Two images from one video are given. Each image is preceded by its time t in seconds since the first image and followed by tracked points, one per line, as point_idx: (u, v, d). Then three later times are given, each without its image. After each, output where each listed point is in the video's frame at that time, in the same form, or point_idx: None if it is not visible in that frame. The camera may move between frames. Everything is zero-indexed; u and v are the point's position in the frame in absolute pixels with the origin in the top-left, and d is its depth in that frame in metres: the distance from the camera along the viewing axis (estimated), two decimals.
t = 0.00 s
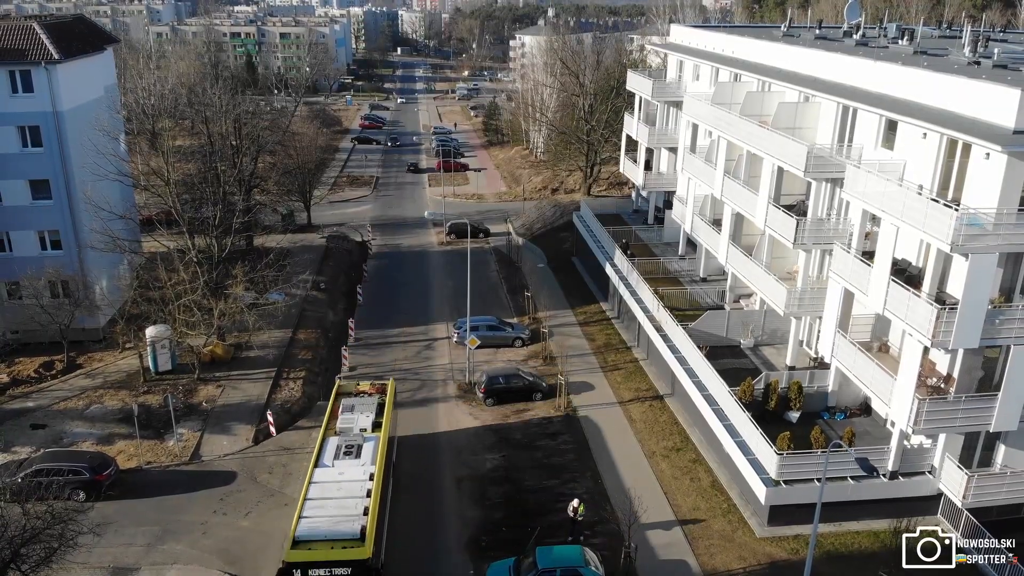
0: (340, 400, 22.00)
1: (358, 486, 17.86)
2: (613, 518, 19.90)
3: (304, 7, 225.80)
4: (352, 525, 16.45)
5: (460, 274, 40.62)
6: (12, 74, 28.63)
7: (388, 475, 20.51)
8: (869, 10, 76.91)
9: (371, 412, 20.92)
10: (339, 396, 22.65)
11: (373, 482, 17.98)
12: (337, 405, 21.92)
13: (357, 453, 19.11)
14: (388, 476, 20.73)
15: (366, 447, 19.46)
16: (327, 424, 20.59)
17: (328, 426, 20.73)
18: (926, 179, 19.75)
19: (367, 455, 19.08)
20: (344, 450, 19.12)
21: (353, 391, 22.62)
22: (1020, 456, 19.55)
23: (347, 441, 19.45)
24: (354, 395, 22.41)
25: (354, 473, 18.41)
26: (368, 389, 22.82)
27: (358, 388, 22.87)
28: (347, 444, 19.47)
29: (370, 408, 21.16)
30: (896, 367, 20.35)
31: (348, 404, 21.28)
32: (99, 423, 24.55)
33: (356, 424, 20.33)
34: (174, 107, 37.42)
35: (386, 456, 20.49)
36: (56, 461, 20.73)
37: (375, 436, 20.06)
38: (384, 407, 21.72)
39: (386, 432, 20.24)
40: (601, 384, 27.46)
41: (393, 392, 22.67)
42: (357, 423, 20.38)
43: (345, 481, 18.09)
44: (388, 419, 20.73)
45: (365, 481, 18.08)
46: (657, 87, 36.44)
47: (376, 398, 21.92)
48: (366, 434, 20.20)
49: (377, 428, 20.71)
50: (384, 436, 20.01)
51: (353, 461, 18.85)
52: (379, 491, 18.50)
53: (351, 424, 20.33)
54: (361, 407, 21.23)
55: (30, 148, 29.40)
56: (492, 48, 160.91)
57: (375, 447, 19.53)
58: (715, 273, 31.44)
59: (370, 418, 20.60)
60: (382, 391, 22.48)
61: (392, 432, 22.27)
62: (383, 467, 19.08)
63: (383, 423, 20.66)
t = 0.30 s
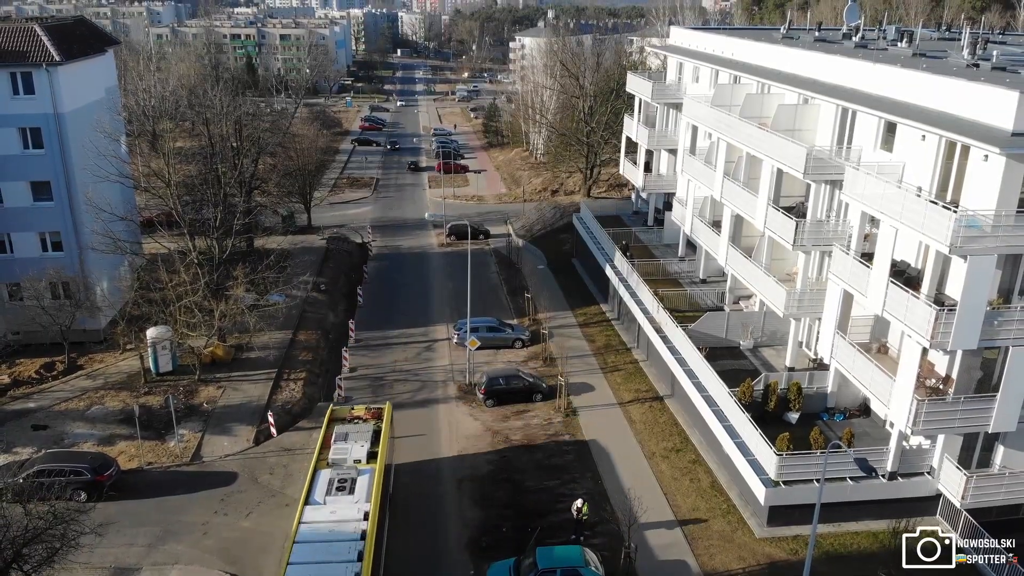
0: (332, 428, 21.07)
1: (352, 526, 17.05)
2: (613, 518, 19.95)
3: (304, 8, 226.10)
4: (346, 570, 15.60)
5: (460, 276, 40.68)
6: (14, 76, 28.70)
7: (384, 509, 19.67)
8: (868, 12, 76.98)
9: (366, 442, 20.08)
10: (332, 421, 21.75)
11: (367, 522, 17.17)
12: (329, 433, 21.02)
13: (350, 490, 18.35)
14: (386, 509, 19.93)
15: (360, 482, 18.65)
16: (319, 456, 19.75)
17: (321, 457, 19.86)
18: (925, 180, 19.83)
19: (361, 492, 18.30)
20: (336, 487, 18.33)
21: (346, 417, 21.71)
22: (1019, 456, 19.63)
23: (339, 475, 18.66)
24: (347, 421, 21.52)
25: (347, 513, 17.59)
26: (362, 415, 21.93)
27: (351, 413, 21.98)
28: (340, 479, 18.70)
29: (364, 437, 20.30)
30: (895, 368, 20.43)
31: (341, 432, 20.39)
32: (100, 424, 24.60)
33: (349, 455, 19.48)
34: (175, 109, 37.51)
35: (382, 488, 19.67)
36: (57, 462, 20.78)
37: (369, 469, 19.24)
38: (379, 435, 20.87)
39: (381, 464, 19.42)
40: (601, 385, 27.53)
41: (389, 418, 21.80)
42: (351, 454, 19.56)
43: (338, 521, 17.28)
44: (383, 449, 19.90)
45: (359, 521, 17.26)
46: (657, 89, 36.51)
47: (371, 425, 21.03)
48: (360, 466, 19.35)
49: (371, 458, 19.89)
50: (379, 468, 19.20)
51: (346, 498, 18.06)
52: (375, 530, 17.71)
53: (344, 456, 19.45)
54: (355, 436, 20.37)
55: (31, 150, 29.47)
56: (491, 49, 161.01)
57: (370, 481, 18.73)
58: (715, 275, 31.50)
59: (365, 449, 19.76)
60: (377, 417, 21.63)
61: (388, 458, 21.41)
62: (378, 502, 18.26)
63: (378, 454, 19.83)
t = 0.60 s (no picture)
0: (325, 453, 19.59)
1: (346, 564, 15.39)
2: (612, 512, 20.17)
3: (305, 7, 226.13)
4: None
5: (460, 274, 40.90)
6: (17, 76, 28.90)
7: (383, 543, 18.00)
8: (867, 12, 77.22)
9: (362, 468, 18.57)
10: (326, 445, 20.33)
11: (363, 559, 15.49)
12: (324, 459, 19.55)
13: (345, 523, 16.76)
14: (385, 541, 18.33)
15: (355, 514, 17.03)
16: (310, 484, 18.17)
17: (313, 485, 18.34)
18: (921, 179, 20.03)
19: (357, 525, 16.72)
20: (329, 520, 16.69)
21: (340, 440, 20.29)
22: (1013, 452, 19.87)
23: (332, 506, 17.10)
24: (342, 444, 20.16)
25: (341, 550, 15.90)
26: (359, 437, 20.50)
27: (346, 436, 20.53)
28: (333, 511, 17.13)
29: (359, 463, 18.78)
30: (891, 365, 20.66)
31: (335, 458, 18.92)
32: (103, 420, 24.81)
33: (343, 483, 17.94)
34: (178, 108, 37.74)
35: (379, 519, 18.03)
36: (61, 457, 20.98)
37: (365, 499, 17.65)
38: (376, 459, 19.39)
39: (378, 492, 17.88)
40: (600, 382, 27.75)
41: (387, 440, 20.40)
42: (345, 482, 17.97)
43: (330, 557, 15.63)
44: (380, 475, 18.41)
45: (354, 559, 15.60)
46: (656, 88, 36.69)
47: (367, 449, 19.56)
48: (355, 496, 17.78)
49: (367, 486, 18.32)
50: (376, 497, 17.64)
51: (339, 532, 16.43)
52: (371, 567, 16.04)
53: (338, 484, 17.89)
54: (351, 461, 18.88)
55: (35, 149, 29.65)
56: (491, 49, 161.20)
57: (366, 512, 17.16)
58: (714, 273, 31.74)
59: (360, 475, 18.26)
60: (373, 441, 20.12)
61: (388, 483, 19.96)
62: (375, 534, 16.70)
63: (375, 480, 18.30)
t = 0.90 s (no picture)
0: (320, 477, 18.53)
1: None
2: (610, 503, 20.54)
3: (305, 7, 226.37)
4: None
5: (461, 271, 41.28)
6: (23, 75, 29.25)
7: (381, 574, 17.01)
8: (865, 11, 77.54)
9: (358, 495, 17.55)
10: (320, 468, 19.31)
11: None
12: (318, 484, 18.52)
13: (340, 556, 15.67)
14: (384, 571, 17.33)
15: (351, 545, 16.03)
16: (303, 512, 17.15)
17: (306, 512, 17.33)
18: (914, 176, 20.39)
19: (353, 559, 15.65)
20: (324, 551, 15.68)
21: (336, 462, 19.28)
22: (1005, 444, 20.24)
23: (327, 536, 16.03)
24: (337, 468, 19.08)
25: None
26: (356, 459, 19.49)
27: (343, 458, 19.49)
28: (327, 542, 16.07)
29: (356, 490, 17.75)
30: (884, 359, 21.03)
31: (330, 484, 17.84)
32: (109, 414, 25.17)
33: (338, 512, 16.89)
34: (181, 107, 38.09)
35: (377, 549, 17.04)
36: (68, 450, 21.34)
37: (362, 528, 16.67)
38: (373, 485, 18.36)
39: (375, 522, 16.83)
40: (599, 377, 28.12)
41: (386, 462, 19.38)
42: (341, 510, 16.96)
43: None
44: (377, 502, 17.37)
45: None
46: (654, 87, 36.97)
47: (364, 474, 18.53)
48: (350, 526, 16.73)
49: (364, 514, 17.30)
50: (373, 527, 16.59)
51: (335, 565, 15.40)
52: None
53: (333, 513, 16.84)
54: (346, 486, 17.86)
55: (40, 147, 29.99)
56: (491, 48, 161.64)
57: (362, 543, 16.10)
58: (711, 270, 32.11)
59: (357, 503, 17.22)
60: (370, 464, 19.15)
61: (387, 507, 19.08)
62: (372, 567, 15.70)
63: (372, 509, 17.28)
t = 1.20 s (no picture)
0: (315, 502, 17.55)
1: None
2: (608, 490, 21.03)
3: (306, 7, 226.96)
4: None
5: (461, 268, 41.79)
6: (30, 73, 29.70)
7: None
8: (862, 11, 78.05)
9: (355, 519, 16.64)
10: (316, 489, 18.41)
11: None
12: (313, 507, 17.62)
13: None
14: None
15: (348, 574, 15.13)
16: (297, 540, 16.21)
17: (301, 538, 16.42)
18: (904, 172, 20.88)
19: None
20: None
21: (331, 484, 18.34)
22: (993, 433, 20.74)
23: (322, 565, 15.12)
24: (334, 490, 18.15)
25: None
26: (352, 481, 18.52)
27: (338, 480, 18.56)
28: (323, 572, 15.13)
29: (352, 513, 16.74)
30: (875, 350, 21.53)
31: (325, 508, 16.84)
32: (116, 406, 25.67)
33: (334, 538, 15.91)
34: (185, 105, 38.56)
35: None
36: (78, 440, 21.86)
37: (360, 555, 15.76)
38: (370, 509, 17.37)
39: (373, 550, 15.86)
40: (597, 370, 28.63)
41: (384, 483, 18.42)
42: (337, 536, 16.03)
43: None
44: (376, 526, 16.49)
45: None
46: (652, 86, 37.37)
47: (361, 497, 17.55)
48: (347, 554, 15.74)
49: (361, 540, 16.40)
50: (372, 554, 15.65)
51: None
52: None
53: (328, 540, 15.88)
54: (342, 510, 16.90)
55: (47, 144, 30.44)
56: (491, 47, 162.13)
57: (361, 571, 15.22)
58: (708, 266, 32.60)
59: (353, 528, 16.24)
60: (369, 485, 18.24)
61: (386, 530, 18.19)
62: None
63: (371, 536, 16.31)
